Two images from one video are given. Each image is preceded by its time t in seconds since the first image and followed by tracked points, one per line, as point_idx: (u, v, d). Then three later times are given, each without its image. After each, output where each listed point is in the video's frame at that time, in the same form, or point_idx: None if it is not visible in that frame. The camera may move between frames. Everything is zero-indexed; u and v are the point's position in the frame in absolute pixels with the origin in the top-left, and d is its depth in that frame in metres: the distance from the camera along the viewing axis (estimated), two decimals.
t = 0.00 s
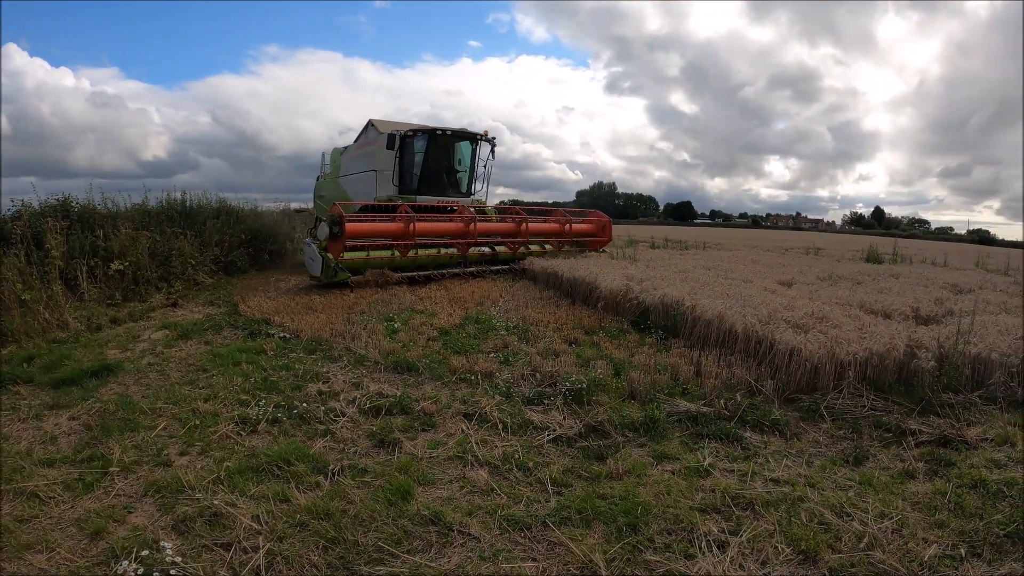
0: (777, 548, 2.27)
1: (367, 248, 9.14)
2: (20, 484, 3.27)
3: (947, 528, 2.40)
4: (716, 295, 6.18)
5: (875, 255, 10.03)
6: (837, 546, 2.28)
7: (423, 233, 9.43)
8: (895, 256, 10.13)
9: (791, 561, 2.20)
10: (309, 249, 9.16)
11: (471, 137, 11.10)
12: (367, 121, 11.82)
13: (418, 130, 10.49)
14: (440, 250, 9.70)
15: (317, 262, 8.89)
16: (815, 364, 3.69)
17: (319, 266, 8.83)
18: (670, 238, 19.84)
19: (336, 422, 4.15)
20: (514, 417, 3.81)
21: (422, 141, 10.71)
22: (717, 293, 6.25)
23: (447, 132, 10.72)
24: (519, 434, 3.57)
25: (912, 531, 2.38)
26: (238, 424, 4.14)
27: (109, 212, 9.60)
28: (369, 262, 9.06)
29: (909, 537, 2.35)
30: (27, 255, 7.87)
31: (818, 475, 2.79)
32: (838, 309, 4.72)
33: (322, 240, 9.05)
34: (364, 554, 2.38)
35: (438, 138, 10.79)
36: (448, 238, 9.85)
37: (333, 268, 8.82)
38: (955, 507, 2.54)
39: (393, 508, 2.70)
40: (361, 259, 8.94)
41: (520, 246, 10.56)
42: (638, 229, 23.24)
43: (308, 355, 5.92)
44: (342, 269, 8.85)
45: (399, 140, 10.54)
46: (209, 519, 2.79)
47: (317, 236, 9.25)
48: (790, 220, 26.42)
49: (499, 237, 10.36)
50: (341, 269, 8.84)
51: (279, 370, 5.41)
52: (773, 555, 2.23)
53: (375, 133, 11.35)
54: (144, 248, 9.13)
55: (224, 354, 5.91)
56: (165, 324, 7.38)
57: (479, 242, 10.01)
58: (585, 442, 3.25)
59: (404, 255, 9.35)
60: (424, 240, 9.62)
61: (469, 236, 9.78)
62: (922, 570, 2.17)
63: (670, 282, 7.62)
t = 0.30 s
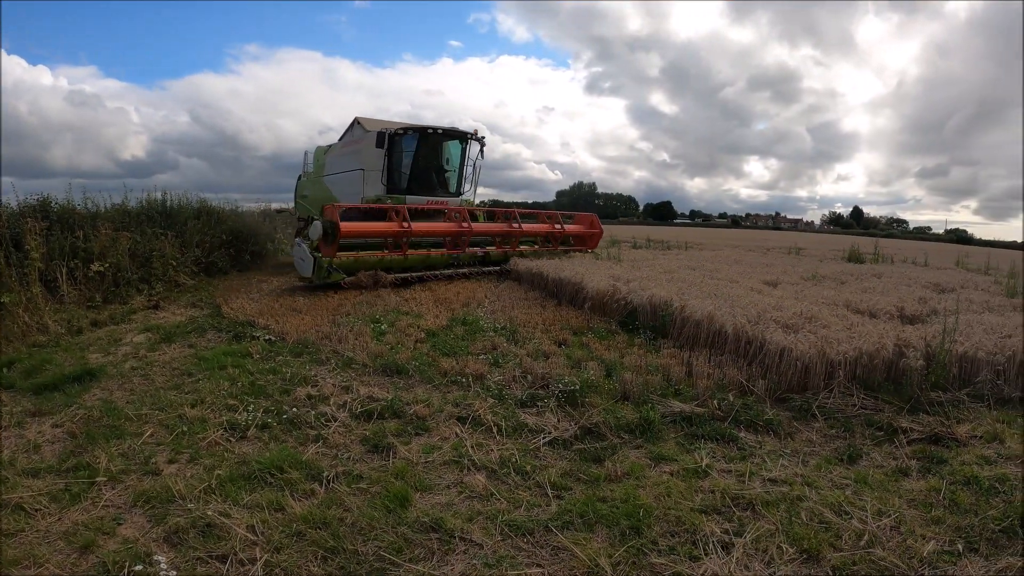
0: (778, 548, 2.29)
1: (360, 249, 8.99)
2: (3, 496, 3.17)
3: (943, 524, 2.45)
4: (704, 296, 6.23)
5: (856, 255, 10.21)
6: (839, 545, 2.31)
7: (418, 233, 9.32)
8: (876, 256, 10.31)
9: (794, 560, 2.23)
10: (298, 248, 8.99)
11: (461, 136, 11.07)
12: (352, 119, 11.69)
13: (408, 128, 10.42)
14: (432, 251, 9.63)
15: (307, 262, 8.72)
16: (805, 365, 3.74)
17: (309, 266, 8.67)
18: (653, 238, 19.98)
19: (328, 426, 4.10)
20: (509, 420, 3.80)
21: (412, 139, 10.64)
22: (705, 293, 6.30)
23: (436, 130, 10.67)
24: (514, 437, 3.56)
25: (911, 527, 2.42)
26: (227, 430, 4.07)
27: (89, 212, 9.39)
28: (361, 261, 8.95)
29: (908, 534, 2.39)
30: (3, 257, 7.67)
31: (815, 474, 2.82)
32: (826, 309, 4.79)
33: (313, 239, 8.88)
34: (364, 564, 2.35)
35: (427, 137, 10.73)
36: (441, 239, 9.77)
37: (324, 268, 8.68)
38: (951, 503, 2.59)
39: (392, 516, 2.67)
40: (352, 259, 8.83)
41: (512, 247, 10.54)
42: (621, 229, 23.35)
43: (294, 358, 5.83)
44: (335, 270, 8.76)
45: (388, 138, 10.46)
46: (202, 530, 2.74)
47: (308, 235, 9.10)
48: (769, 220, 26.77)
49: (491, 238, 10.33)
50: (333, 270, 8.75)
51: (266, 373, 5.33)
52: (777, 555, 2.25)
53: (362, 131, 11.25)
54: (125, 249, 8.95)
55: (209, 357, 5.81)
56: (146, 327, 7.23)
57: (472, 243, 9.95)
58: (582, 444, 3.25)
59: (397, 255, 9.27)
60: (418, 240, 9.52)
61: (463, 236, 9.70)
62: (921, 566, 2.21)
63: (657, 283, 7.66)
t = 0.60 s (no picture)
0: (783, 551, 2.29)
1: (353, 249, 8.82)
2: None
3: (944, 523, 2.48)
4: (691, 295, 6.25)
5: (836, 254, 10.39)
6: (844, 547, 2.32)
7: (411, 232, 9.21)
8: (855, 256, 10.50)
9: (801, 563, 2.23)
10: (286, 248, 8.69)
11: (449, 133, 10.95)
12: (337, 114, 11.50)
13: (395, 124, 10.28)
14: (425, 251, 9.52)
15: (297, 263, 8.47)
16: (797, 364, 3.77)
17: (299, 268, 8.41)
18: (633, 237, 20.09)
19: (313, 432, 4.01)
20: (500, 423, 3.76)
21: (399, 135, 10.51)
22: (692, 293, 6.33)
23: (424, 127, 10.54)
24: (506, 440, 3.52)
25: (913, 527, 2.45)
26: (207, 435, 3.95)
27: (62, 209, 9.11)
28: (354, 262, 8.68)
29: (911, 533, 2.42)
30: None
31: (814, 475, 2.84)
32: (814, 308, 4.85)
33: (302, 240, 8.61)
34: None
35: (415, 133, 10.59)
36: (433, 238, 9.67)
37: (315, 271, 8.43)
38: (950, 501, 2.63)
39: (385, 526, 2.61)
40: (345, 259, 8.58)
41: (504, 246, 10.50)
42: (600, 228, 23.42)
43: (275, 360, 5.69)
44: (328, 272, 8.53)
45: (374, 134, 10.30)
46: (185, 545, 2.64)
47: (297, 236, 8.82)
48: (746, 220, 27.14)
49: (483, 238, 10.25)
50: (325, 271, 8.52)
51: (246, 376, 5.19)
52: (784, 558, 2.25)
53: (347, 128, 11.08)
54: (99, 248, 8.71)
55: (186, 360, 5.64)
56: (121, 328, 7.01)
57: (464, 242, 9.88)
58: (576, 447, 3.23)
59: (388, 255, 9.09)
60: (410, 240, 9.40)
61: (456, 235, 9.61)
62: (926, 566, 2.23)
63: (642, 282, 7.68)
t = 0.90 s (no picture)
0: (794, 559, 2.29)
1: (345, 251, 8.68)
2: None
3: (951, 526, 2.53)
4: (679, 296, 6.26)
5: (818, 253, 10.55)
6: (853, 554, 2.33)
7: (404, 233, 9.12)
8: (837, 256, 10.66)
9: (811, 571, 2.23)
10: (272, 250, 8.34)
11: (438, 130, 10.84)
12: (322, 111, 11.34)
13: (383, 120, 10.15)
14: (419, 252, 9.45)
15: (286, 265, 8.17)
16: (792, 365, 3.80)
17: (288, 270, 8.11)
18: (614, 237, 20.14)
19: (296, 442, 3.81)
20: (490, 429, 3.70)
21: (387, 132, 10.39)
22: (680, 293, 6.35)
23: (413, 123, 10.41)
24: (498, 447, 3.46)
25: (920, 531, 2.48)
26: (185, 445, 3.79)
27: (36, 208, 8.89)
28: (345, 262, 8.58)
29: (919, 538, 2.45)
30: None
31: (816, 479, 2.85)
32: (804, 309, 4.89)
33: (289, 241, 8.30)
34: None
35: (403, 129, 10.46)
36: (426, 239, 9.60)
37: (305, 273, 8.16)
38: (954, 504, 2.68)
39: (376, 543, 2.53)
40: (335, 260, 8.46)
41: (497, 247, 10.49)
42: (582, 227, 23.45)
43: (255, 364, 5.52)
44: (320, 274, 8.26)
45: (362, 130, 10.16)
46: (162, 567, 2.53)
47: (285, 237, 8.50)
48: (725, 219, 27.46)
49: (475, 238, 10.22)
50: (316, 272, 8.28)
51: (225, 381, 4.99)
52: (795, 566, 2.25)
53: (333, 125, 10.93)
54: (74, 248, 8.54)
55: (163, 364, 5.46)
56: (94, 332, 6.80)
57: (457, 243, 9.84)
58: (572, 454, 3.19)
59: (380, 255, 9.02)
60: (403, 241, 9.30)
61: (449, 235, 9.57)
62: (934, 570, 2.26)
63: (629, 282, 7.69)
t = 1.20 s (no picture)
0: (801, 568, 2.30)
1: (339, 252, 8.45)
2: None
3: (953, 528, 2.57)
4: (668, 296, 6.28)
5: (800, 251, 10.73)
6: (858, 559, 2.35)
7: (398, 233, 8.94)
8: (820, 254, 10.80)
9: None
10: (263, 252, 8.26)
11: (428, 126, 10.72)
12: (307, 107, 11.17)
13: (372, 116, 10.01)
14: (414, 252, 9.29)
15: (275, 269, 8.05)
16: (785, 366, 3.85)
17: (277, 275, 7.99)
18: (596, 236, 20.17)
19: (281, 451, 3.65)
20: (482, 436, 3.64)
21: (377, 129, 10.24)
22: (668, 293, 6.36)
23: (402, 119, 10.28)
24: (491, 455, 3.41)
25: (923, 535, 2.51)
26: (165, 458, 3.65)
27: (10, 209, 8.73)
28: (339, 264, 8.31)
29: (922, 541, 2.48)
30: None
31: (815, 484, 2.89)
32: (793, 309, 4.96)
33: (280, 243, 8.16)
34: None
35: (392, 126, 10.33)
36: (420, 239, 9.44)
37: (294, 278, 7.97)
38: (954, 506, 2.73)
39: (370, 561, 2.46)
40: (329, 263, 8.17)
41: (490, 247, 10.41)
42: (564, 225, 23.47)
43: (236, 369, 5.37)
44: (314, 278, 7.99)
45: (350, 127, 10.01)
46: None
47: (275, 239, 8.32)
48: (704, 218, 27.76)
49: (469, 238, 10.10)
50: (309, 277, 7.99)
51: (205, 389, 4.81)
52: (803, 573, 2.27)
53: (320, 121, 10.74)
54: (49, 249, 8.33)
55: (141, 369, 5.30)
56: (69, 336, 6.59)
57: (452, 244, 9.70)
58: (568, 462, 3.17)
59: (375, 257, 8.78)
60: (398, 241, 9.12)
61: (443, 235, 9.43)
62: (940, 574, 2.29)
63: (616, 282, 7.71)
